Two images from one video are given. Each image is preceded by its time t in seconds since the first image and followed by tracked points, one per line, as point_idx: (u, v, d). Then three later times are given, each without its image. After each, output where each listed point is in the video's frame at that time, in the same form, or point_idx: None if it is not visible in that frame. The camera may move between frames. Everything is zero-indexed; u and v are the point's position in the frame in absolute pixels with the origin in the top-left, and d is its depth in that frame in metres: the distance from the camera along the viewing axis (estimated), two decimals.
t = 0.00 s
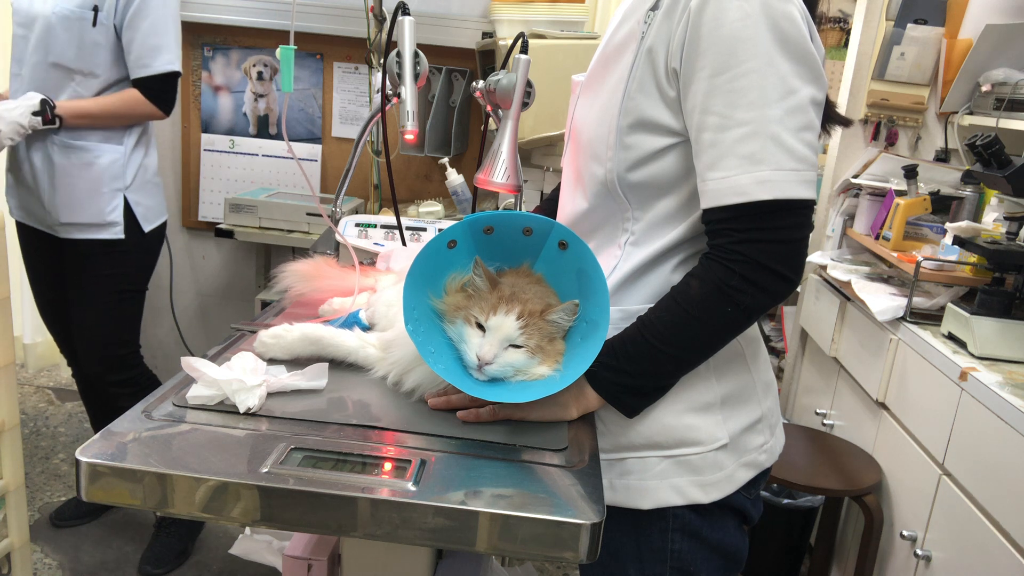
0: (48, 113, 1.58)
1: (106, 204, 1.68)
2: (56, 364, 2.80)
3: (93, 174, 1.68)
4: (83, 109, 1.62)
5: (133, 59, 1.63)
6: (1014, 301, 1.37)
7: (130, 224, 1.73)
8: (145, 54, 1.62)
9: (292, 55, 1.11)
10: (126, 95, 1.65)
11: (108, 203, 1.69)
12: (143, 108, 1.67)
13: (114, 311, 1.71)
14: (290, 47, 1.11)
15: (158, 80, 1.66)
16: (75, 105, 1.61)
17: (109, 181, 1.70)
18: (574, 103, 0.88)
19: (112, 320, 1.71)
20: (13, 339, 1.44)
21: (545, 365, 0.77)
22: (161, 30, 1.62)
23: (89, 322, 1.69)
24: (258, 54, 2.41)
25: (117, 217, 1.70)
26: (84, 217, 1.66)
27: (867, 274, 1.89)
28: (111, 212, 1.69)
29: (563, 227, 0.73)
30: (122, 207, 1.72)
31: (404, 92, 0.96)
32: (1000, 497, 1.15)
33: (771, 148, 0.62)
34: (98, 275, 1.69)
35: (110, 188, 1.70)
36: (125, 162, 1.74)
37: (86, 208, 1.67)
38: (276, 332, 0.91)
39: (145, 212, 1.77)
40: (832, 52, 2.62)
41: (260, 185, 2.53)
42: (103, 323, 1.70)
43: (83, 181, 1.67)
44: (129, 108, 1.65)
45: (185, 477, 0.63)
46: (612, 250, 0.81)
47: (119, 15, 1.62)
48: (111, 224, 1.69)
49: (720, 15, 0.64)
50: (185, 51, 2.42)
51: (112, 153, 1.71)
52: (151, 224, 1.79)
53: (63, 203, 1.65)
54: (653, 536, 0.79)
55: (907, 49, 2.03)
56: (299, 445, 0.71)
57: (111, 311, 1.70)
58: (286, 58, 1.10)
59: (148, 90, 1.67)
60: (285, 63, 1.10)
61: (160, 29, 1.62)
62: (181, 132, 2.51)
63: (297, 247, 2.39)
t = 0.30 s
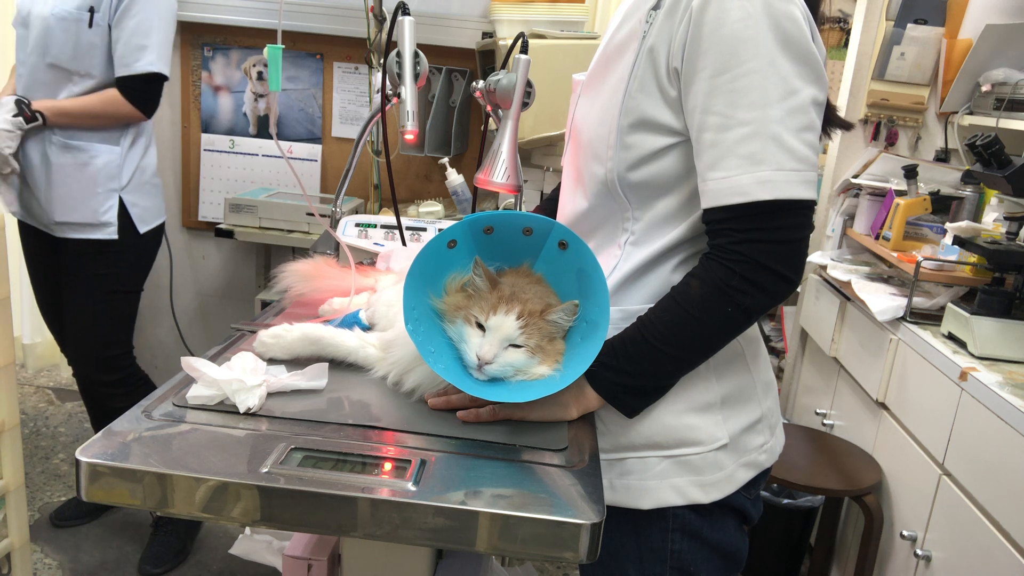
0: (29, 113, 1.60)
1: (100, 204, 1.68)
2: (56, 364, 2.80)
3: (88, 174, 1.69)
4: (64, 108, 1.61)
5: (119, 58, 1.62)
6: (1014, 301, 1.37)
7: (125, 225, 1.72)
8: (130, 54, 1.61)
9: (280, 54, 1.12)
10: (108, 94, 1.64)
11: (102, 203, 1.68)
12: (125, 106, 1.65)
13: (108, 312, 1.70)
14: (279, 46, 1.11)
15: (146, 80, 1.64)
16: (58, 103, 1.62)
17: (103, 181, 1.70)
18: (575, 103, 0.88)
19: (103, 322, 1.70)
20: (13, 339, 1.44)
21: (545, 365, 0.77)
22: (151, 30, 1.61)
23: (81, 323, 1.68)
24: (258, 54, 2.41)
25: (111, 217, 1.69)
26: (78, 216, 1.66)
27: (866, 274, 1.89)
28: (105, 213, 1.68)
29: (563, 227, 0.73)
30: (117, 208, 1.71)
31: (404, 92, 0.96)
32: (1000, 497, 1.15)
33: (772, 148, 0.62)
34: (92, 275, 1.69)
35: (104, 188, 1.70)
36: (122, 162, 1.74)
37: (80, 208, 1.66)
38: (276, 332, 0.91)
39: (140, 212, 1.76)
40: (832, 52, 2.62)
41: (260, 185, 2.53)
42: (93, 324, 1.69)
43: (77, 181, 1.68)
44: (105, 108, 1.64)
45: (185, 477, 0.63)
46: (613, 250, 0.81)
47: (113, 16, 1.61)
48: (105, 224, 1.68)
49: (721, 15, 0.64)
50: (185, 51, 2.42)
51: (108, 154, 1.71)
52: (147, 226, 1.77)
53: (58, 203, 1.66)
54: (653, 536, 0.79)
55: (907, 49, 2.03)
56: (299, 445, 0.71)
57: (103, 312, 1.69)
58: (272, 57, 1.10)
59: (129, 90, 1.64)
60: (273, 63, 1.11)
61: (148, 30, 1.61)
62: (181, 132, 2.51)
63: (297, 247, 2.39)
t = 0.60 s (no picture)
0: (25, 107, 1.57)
1: (98, 204, 1.69)
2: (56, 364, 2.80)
3: (87, 173, 1.69)
4: (64, 103, 1.60)
5: (121, 57, 1.62)
6: (1014, 301, 1.37)
7: (123, 225, 1.73)
8: (132, 53, 1.61)
9: (276, 53, 1.12)
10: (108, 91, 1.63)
11: (101, 203, 1.69)
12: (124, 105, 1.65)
13: (100, 313, 1.69)
14: (277, 46, 1.12)
15: (146, 78, 1.64)
16: (57, 99, 1.61)
17: (103, 181, 1.70)
18: (574, 102, 0.88)
19: (92, 323, 1.69)
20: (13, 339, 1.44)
21: (544, 365, 0.77)
22: (153, 28, 1.62)
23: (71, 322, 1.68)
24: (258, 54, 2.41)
25: (110, 217, 1.70)
26: (75, 216, 1.66)
27: (866, 274, 1.89)
28: (103, 213, 1.69)
29: (563, 227, 0.73)
30: (116, 208, 1.71)
31: (404, 92, 0.96)
32: (1001, 498, 1.14)
33: (773, 148, 0.62)
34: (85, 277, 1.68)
35: (103, 188, 1.70)
36: (122, 162, 1.75)
37: (79, 208, 1.66)
38: (276, 332, 0.91)
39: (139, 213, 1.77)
40: (832, 53, 2.62)
41: (260, 185, 2.53)
42: (82, 325, 1.68)
43: (76, 179, 1.68)
44: (105, 105, 1.63)
45: (185, 477, 0.63)
46: (612, 250, 0.81)
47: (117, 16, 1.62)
48: (103, 224, 1.69)
49: (723, 15, 0.64)
50: (185, 51, 2.42)
51: (109, 154, 1.71)
52: (145, 227, 1.78)
53: (56, 202, 1.66)
54: (653, 536, 0.79)
55: (907, 49, 2.03)
56: (299, 445, 0.71)
57: (92, 313, 1.68)
58: (268, 57, 1.11)
59: (131, 90, 1.65)
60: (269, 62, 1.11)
61: (151, 29, 1.62)
62: (181, 132, 2.51)
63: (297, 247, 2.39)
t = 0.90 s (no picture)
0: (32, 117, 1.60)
1: (97, 207, 1.68)
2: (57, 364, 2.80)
3: (87, 175, 1.69)
4: (66, 111, 1.61)
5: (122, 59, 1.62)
6: (1015, 301, 1.37)
7: (121, 228, 1.72)
8: (133, 54, 1.61)
9: (286, 54, 1.12)
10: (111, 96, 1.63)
11: (100, 206, 1.69)
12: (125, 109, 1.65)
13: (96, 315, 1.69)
14: (286, 46, 1.11)
15: (145, 80, 1.64)
16: (59, 106, 1.62)
17: (103, 184, 1.70)
18: (574, 100, 0.88)
19: (88, 326, 1.68)
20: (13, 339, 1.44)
21: (544, 365, 0.77)
22: (154, 30, 1.61)
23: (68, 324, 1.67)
24: (259, 54, 2.41)
25: (108, 219, 1.69)
26: (74, 219, 1.66)
27: (866, 274, 1.88)
28: (101, 215, 1.68)
29: (563, 227, 0.73)
30: (114, 211, 1.71)
31: (404, 92, 0.96)
32: (1000, 498, 1.14)
33: (773, 147, 0.62)
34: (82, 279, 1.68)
35: (103, 190, 1.70)
36: (122, 165, 1.74)
37: (78, 210, 1.66)
38: (276, 332, 0.91)
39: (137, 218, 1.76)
40: (832, 53, 2.62)
41: (260, 185, 2.53)
42: (76, 328, 1.67)
43: (76, 181, 1.68)
44: (104, 109, 1.63)
45: (185, 477, 0.63)
46: (612, 249, 0.81)
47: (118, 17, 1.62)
48: (101, 227, 1.69)
49: (723, 14, 0.64)
50: (185, 51, 2.42)
51: (109, 156, 1.71)
52: (143, 231, 1.78)
53: (56, 204, 1.66)
54: (653, 536, 0.79)
55: (907, 49, 2.03)
56: (299, 445, 0.71)
57: (88, 315, 1.68)
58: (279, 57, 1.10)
59: (132, 92, 1.64)
60: (279, 63, 1.11)
61: (152, 31, 1.61)
62: (181, 132, 2.51)
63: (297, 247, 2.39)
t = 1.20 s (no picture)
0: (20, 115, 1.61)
1: (91, 213, 1.67)
2: (57, 364, 2.80)
3: (82, 180, 1.68)
4: (53, 108, 1.61)
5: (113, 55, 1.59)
6: (1014, 301, 1.37)
7: (115, 237, 1.71)
8: (124, 50, 1.58)
9: (295, 55, 1.12)
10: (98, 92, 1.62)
11: (94, 212, 1.68)
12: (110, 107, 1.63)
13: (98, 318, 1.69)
14: (295, 47, 1.11)
15: (134, 78, 1.61)
16: (49, 104, 1.61)
17: (97, 190, 1.70)
18: (574, 99, 0.88)
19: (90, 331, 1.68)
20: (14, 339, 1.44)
21: (544, 365, 0.77)
22: (145, 27, 1.59)
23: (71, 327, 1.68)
24: (259, 54, 2.41)
25: (100, 227, 1.68)
26: (68, 225, 1.65)
27: (866, 274, 1.88)
28: (94, 222, 1.67)
29: (563, 227, 0.73)
30: (108, 218, 1.70)
31: (404, 92, 0.96)
32: (1000, 498, 1.15)
33: (774, 146, 0.62)
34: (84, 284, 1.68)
35: (97, 196, 1.69)
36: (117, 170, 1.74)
37: (72, 216, 1.66)
38: (276, 332, 0.91)
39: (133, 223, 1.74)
40: (832, 53, 2.61)
41: (260, 185, 2.53)
42: (86, 335, 1.68)
43: (71, 186, 1.67)
44: (90, 106, 1.61)
45: (185, 477, 0.63)
46: (611, 249, 0.81)
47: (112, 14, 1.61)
48: (93, 235, 1.67)
49: (724, 13, 0.64)
50: (185, 51, 2.42)
51: (104, 161, 1.71)
52: (142, 237, 1.76)
53: (50, 209, 1.66)
54: (653, 536, 0.79)
55: (907, 49, 2.03)
56: (300, 445, 0.71)
57: (90, 321, 1.67)
58: (289, 59, 1.10)
59: (120, 89, 1.61)
60: (288, 63, 1.11)
61: (145, 26, 1.59)
62: (181, 132, 2.51)
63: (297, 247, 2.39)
